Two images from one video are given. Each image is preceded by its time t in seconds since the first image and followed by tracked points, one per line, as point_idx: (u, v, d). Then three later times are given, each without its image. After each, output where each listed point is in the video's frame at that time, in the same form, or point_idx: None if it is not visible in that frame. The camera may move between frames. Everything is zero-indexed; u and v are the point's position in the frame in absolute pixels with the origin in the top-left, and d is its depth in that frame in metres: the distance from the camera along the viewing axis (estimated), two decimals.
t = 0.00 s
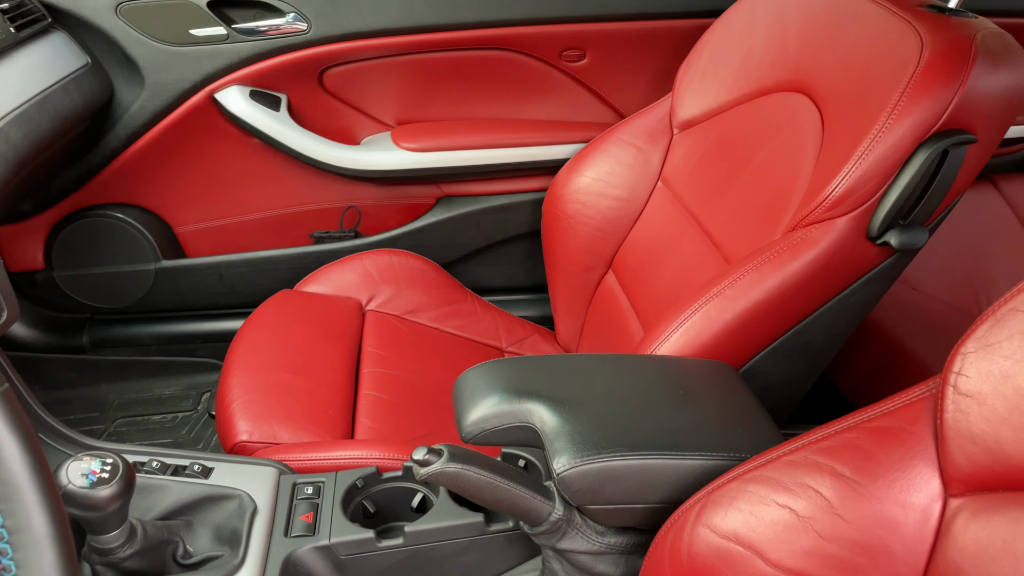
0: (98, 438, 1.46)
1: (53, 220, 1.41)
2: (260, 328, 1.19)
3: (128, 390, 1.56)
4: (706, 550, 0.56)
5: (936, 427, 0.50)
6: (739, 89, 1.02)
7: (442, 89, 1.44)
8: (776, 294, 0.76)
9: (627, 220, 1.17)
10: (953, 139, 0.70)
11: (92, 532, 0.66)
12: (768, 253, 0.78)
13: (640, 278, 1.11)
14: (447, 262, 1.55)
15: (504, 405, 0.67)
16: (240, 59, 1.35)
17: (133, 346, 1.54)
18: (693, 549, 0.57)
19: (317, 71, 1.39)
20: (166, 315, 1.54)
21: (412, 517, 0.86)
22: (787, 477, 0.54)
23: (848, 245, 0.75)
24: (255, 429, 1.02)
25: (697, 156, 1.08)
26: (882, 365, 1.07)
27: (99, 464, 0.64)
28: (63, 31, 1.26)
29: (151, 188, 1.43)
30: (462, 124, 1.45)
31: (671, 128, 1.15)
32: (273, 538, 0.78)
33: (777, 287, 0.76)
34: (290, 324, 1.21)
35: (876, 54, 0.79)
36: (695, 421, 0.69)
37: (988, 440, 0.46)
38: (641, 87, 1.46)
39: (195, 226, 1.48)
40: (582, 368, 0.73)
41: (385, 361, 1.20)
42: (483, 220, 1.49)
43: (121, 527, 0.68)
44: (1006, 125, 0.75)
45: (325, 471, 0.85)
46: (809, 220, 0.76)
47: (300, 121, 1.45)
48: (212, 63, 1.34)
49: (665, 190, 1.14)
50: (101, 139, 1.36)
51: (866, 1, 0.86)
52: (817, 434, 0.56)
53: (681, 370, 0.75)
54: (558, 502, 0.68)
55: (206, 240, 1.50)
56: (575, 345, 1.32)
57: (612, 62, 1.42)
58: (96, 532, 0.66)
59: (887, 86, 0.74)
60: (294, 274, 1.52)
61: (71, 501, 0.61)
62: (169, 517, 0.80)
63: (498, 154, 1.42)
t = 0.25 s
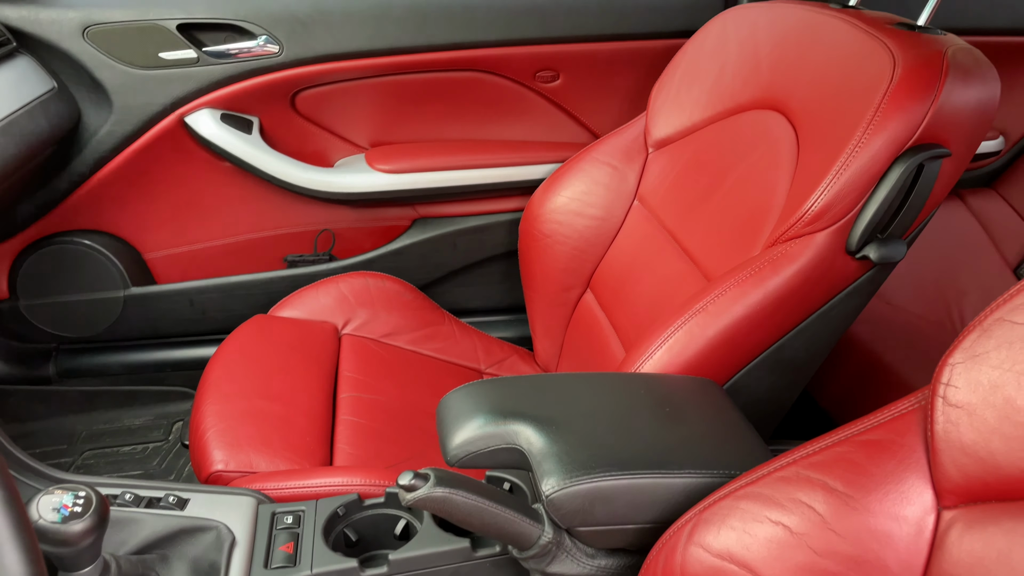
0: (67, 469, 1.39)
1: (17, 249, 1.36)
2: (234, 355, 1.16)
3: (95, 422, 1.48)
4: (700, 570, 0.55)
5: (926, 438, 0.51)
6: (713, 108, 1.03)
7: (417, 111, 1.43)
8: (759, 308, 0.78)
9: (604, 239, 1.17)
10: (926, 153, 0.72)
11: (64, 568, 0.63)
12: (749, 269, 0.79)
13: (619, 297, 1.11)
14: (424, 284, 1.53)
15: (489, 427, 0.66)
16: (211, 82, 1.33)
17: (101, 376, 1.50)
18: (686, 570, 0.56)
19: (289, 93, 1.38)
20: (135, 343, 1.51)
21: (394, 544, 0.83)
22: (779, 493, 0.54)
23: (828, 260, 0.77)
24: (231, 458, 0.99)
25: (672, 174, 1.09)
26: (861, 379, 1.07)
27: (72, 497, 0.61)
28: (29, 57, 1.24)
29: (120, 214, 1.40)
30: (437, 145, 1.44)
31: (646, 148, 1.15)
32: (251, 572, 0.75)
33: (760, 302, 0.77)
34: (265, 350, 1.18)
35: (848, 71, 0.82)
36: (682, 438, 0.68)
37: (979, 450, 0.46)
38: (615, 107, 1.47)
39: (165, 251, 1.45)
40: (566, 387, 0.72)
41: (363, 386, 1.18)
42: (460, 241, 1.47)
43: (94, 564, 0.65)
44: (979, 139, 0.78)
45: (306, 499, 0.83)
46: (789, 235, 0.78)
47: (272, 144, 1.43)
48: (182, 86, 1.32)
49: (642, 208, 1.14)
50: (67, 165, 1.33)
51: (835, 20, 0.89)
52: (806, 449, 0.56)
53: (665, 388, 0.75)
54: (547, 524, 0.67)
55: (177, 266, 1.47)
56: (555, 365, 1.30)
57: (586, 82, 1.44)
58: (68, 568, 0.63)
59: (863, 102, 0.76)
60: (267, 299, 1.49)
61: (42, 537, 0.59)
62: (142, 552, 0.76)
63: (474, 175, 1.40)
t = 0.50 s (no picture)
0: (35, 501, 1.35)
1: None
2: (207, 380, 1.13)
3: (64, 451, 1.44)
4: None
5: (910, 450, 0.51)
6: (687, 125, 1.04)
7: (392, 131, 1.42)
8: (739, 324, 0.78)
9: (582, 256, 1.16)
10: (900, 166, 0.75)
11: None
12: (727, 285, 0.80)
13: (597, 314, 1.10)
14: (401, 304, 1.50)
15: (472, 448, 0.65)
16: (182, 104, 1.31)
17: (70, 405, 1.45)
18: None
19: (262, 114, 1.36)
20: (105, 370, 1.46)
21: (376, 571, 0.80)
22: (766, 509, 0.53)
23: (805, 274, 0.78)
24: (206, 486, 0.96)
25: (648, 191, 1.09)
26: (839, 392, 1.08)
27: (40, 530, 0.59)
28: None
29: (89, 239, 1.37)
30: (412, 165, 1.43)
31: (621, 165, 1.15)
32: None
33: (741, 317, 0.78)
34: (239, 374, 1.15)
35: (821, 87, 0.84)
36: (667, 456, 0.68)
37: (964, 461, 0.46)
38: (590, 125, 1.48)
39: (136, 275, 1.42)
40: (550, 406, 0.71)
41: (340, 410, 1.16)
42: (436, 261, 1.46)
43: None
44: (950, 153, 0.80)
45: (283, 526, 0.80)
46: (767, 250, 0.79)
47: (244, 165, 1.40)
48: (152, 108, 1.30)
49: (618, 226, 1.14)
50: (35, 188, 1.29)
51: (807, 38, 0.91)
52: (792, 464, 0.56)
53: (648, 405, 0.74)
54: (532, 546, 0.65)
55: (148, 291, 1.43)
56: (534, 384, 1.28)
57: (561, 101, 1.44)
58: None
59: (836, 117, 0.78)
60: (241, 322, 1.46)
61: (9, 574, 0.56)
62: None
63: (448, 195, 1.40)
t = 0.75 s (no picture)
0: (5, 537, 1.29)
1: None
2: (185, 409, 1.11)
3: (36, 486, 1.39)
4: None
5: (904, 468, 0.52)
6: (667, 145, 1.05)
7: (370, 154, 1.41)
8: (724, 343, 0.78)
9: (564, 277, 1.16)
10: (881, 184, 0.77)
11: None
12: (711, 304, 0.80)
13: (581, 335, 1.09)
14: (381, 328, 1.48)
15: (459, 474, 0.64)
16: (157, 128, 1.30)
17: (42, 437, 1.40)
18: None
19: (239, 138, 1.35)
20: (78, 401, 1.41)
21: None
22: (761, 530, 0.53)
23: (791, 292, 0.79)
24: (185, 518, 0.93)
25: (629, 211, 1.09)
26: (825, 409, 1.08)
27: (14, 567, 0.57)
28: None
29: (61, 266, 1.34)
30: (391, 188, 1.41)
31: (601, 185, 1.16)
32: None
33: (725, 336, 0.78)
34: (218, 402, 1.13)
35: (799, 107, 0.86)
36: (657, 477, 0.67)
37: (957, 478, 0.47)
38: (570, 146, 1.48)
39: (110, 303, 1.38)
40: (538, 429, 0.70)
41: (322, 437, 1.13)
42: (417, 283, 1.44)
43: None
44: (927, 172, 0.82)
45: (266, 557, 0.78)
46: (751, 267, 0.80)
47: (220, 190, 1.38)
48: (126, 133, 1.29)
49: (600, 246, 1.14)
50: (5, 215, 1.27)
51: (784, 59, 0.93)
52: (784, 484, 0.55)
53: (636, 426, 0.73)
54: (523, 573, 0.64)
55: (122, 318, 1.40)
56: (518, 408, 1.27)
57: (540, 122, 1.44)
58: None
59: (816, 135, 0.80)
60: (218, 349, 1.43)
61: None
62: None
63: (429, 217, 1.37)
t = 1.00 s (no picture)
0: None
1: None
2: (162, 437, 1.08)
3: (8, 518, 1.34)
4: None
5: (892, 483, 0.52)
6: (647, 164, 1.06)
7: (349, 176, 1.40)
8: (708, 361, 0.78)
9: (545, 297, 1.15)
10: (860, 201, 0.78)
11: None
12: (695, 322, 0.80)
13: (564, 355, 1.09)
14: (362, 351, 1.45)
15: (445, 497, 0.62)
16: (132, 153, 1.28)
17: (13, 468, 1.36)
18: None
19: (216, 162, 1.34)
20: (50, 430, 1.37)
21: None
22: (752, 550, 0.52)
23: (773, 308, 0.79)
24: (162, 549, 0.90)
25: (609, 230, 1.10)
26: (808, 425, 1.08)
27: None
28: None
29: (33, 293, 1.31)
30: (371, 210, 1.40)
31: (582, 206, 1.16)
32: None
33: (709, 354, 0.78)
34: (196, 430, 1.10)
35: (776, 126, 0.87)
36: (645, 497, 0.66)
37: (946, 492, 0.47)
38: (550, 167, 1.49)
39: (84, 330, 1.35)
40: (523, 451, 0.69)
41: (302, 463, 1.11)
42: (397, 306, 1.42)
43: None
44: (903, 189, 0.84)
45: None
46: (733, 285, 0.80)
47: (197, 214, 1.36)
48: (101, 157, 1.27)
49: (581, 266, 1.14)
50: None
51: (760, 79, 0.95)
52: (773, 502, 0.55)
53: (622, 447, 0.73)
54: None
55: (97, 345, 1.37)
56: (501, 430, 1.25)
57: (520, 143, 1.45)
58: None
59: (795, 153, 0.82)
60: (195, 375, 1.40)
61: None
62: None
63: (408, 239, 1.36)
